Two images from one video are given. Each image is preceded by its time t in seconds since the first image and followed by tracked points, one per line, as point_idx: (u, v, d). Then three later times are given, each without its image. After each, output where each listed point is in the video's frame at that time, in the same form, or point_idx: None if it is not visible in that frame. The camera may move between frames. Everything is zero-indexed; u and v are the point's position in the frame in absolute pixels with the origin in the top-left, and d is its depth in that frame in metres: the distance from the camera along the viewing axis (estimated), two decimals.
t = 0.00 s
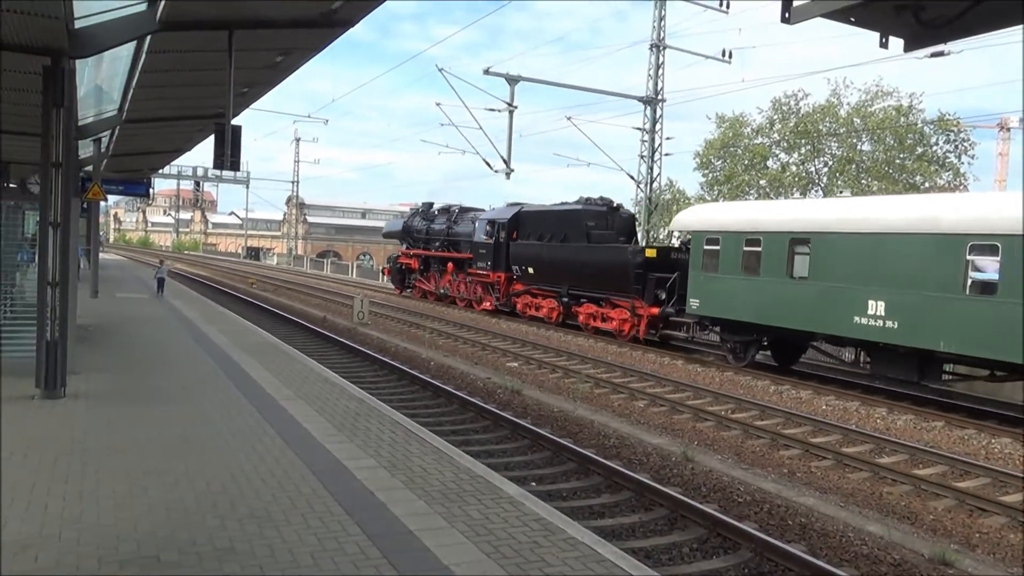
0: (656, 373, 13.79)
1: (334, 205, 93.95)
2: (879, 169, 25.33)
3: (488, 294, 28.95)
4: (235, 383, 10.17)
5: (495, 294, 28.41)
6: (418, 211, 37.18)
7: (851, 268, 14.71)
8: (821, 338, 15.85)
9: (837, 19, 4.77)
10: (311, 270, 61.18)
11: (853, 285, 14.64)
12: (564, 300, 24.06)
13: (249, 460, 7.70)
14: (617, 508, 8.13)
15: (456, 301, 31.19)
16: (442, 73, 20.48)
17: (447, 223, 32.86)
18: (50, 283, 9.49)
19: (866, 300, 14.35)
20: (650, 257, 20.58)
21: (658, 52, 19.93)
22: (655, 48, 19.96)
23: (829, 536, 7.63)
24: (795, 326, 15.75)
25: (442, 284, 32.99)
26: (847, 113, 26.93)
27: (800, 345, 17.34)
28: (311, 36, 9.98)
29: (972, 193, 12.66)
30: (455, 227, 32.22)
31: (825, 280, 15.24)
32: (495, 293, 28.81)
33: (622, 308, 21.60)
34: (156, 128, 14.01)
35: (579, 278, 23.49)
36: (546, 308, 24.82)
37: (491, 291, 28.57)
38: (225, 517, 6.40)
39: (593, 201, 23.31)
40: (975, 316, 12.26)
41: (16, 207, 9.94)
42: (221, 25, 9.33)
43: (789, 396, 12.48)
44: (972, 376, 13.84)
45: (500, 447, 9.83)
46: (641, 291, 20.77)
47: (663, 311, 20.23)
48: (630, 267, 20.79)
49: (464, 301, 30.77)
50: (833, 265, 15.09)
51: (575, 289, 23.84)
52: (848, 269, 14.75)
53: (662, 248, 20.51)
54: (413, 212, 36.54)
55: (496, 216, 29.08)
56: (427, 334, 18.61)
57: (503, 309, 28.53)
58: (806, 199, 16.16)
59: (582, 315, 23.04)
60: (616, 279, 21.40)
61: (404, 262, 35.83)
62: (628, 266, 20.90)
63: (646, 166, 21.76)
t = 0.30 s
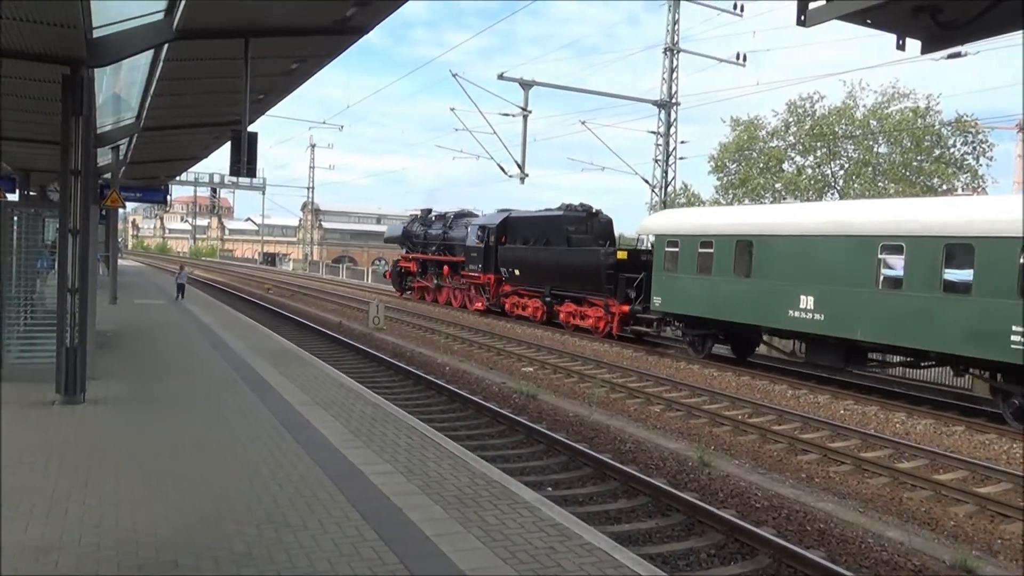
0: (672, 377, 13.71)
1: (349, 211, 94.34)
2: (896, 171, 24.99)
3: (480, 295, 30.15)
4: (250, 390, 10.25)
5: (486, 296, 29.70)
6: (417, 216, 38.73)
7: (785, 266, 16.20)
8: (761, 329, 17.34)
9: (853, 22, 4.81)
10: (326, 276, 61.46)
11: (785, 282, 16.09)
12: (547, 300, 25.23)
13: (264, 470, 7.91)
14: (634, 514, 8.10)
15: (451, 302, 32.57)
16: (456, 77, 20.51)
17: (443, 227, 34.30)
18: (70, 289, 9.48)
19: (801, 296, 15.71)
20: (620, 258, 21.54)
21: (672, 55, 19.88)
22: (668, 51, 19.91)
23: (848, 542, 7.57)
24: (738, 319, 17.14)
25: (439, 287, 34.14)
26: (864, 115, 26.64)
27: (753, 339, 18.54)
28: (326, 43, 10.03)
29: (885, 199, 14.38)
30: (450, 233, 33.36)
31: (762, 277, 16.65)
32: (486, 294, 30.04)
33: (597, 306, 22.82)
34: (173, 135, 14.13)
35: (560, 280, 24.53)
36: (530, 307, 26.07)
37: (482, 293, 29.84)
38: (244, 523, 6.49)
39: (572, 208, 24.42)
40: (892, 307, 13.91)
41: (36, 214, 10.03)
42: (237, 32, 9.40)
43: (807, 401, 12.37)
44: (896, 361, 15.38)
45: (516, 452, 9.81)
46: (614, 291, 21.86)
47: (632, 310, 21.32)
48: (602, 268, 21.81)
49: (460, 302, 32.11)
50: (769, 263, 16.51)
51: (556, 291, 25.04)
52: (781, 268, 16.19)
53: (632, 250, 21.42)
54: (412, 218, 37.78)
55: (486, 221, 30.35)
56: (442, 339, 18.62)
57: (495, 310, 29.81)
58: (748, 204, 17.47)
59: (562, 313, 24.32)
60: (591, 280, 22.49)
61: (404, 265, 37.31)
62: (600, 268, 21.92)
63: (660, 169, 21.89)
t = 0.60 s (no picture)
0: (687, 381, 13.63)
1: (363, 215, 94.77)
2: (914, 174, 24.13)
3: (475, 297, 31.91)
4: (264, 395, 10.29)
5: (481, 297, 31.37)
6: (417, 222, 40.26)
7: (744, 267, 17.96)
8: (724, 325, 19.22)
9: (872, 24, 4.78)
10: (340, 279, 61.68)
11: (745, 281, 17.83)
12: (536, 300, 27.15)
13: (280, 474, 7.99)
14: (649, 519, 8.06)
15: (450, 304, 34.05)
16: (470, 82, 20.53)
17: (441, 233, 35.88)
18: (88, 294, 9.54)
19: (753, 294, 17.64)
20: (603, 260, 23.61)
21: (686, 59, 19.84)
22: (683, 55, 19.87)
23: (865, 549, 7.50)
24: (705, 315, 18.91)
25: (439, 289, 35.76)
26: (880, 119, 26.59)
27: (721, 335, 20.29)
28: (341, 49, 10.07)
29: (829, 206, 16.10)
30: (448, 238, 35.14)
31: (726, 277, 18.40)
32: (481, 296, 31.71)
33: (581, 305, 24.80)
34: (190, 140, 14.26)
35: (549, 280, 26.44)
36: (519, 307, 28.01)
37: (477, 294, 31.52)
38: (258, 527, 6.52)
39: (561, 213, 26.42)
40: (833, 303, 15.63)
41: (56, 220, 10.14)
42: (253, 39, 9.46)
43: (824, 405, 12.26)
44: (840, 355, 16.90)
45: (530, 456, 9.79)
46: (596, 291, 23.86)
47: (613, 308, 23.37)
48: (586, 269, 23.88)
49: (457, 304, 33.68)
50: (731, 264, 18.26)
51: (543, 292, 27.01)
52: (742, 269, 17.94)
53: (614, 252, 23.52)
54: (415, 224, 39.53)
55: (481, 227, 32.11)
56: (456, 342, 18.64)
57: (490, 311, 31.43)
58: (751, 210, 18.16)
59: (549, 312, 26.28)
60: (575, 281, 24.54)
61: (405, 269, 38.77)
62: (584, 269, 23.95)
63: (675, 173, 21.82)
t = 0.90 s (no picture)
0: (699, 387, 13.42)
1: (370, 220, 94.64)
2: (929, 173, 21.27)
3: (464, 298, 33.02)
4: (269, 401, 10.20)
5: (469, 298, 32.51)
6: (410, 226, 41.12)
7: (697, 268, 19.53)
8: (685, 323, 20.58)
9: (887, 23, 4.64)
10: (346, 284, 61.58)
11: (698, 281, 19.37)
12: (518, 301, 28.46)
13: (286, 482, 7.88)
14: (660, 527, 7.89)
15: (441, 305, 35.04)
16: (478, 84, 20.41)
17: (432, 236, 36.81)
18: (92, 300, 9.43)
19: (708, 293, 19.07)
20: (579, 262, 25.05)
21: (696, 60, 19.68)
22: (693, 56, 19.71)
23: (882, 558, 7.32)
24: (664, 313, 20.42)
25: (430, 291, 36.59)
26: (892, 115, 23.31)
27: (687, 334, 21.58)
28: (346, 50, 9.95)
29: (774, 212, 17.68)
30: (439, 241, 36.04)
31: (683, 277, 19.95)
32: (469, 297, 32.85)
33: (560, 305, 26.14)
34: (195, 144, 14.17)
35: (529, 282, 27.85)
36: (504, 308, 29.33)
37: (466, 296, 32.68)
38: (264, 536, 6.41)
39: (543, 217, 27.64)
40: (775, 299, 17.16)
41: (60, 225, 10.07)
42: (258, 41, 9.37)
43: (838, 411, 12.04)
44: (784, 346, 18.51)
45: (539, 463, 9.63)
46: (573, 291, 25.26)
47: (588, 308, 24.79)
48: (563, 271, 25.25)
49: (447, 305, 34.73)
50: (687, 266, 19.79)
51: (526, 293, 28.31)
52: (696, 269, 19.44)
53: (589, 255, 24.98)
54: (408, 227, 40.34)
55: (468, 230, 33.19)
56: (463, 348, 18.50)
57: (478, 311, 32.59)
58: (759, 211, 18.01)
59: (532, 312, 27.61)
60: (553, 282, 25.93)
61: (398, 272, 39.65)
62: (562, 272, 25.34)
63: (685, 176, 21.57)
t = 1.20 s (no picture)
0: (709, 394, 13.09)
1: (370, 224, 94.08)
2: (945, 172, 20.65)
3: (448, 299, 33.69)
4: (263, 410, 9.90)
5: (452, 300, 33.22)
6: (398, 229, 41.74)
7: (661, 268, 20.36)
8: (652, 322, 21.38)
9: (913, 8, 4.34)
10: (345, 288, 61.18)
11: (661, 280, 20.19)
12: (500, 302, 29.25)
13: (282, 493, 7.58)
14: (669, 538, 7.57)
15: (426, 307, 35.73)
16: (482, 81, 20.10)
17: (418, 239, 37.51)
18: (81, 305, 9.16)
19: (671, 293, 19.87)
20: (556, 263, 25.94)
21: (704, 54, 19.36)
22: (701, 50, 19.38)
23: (901, 571, 6.99)
24: (630, 310, 21.26)
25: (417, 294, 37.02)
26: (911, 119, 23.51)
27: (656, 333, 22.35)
28: (343, 47, 9.67)
29: (739, 214, 18.35)
30: (425, 244, 36.53)
31: (648, 277, 20.74)
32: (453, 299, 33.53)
33: (539, 306, 26.94)
34: (188, 144, 13.85)
35: (510, 283, 28.62)
36: (487, 309, 30.11)
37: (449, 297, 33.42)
38: (259, 549, 6.12)
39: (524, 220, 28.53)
40: (732, 297, 17.91)
41: (48, 229, 9.73)
42: (252, 38, 9.09)
43: (853, 417, 11.70)
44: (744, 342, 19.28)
45: (543, 473, 9.31)
46: (551, 291, 26.11)
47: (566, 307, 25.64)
48: (541, 271, 26.13)
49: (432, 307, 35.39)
50: (652, 266, 20.61)
51: (507, 294, 29.13)
52: (660, 269, 20.24)
53: (566, 256, 25.90)
54: (397, 231, 40.75)
55: (452, 233, 33.94)
56: (465, 354, 18.19)
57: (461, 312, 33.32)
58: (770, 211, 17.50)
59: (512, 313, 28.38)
60: (532, 283, 26.78)
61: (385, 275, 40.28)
62: (540, 273, 26.23)
63: (694, 174, 21.17)
